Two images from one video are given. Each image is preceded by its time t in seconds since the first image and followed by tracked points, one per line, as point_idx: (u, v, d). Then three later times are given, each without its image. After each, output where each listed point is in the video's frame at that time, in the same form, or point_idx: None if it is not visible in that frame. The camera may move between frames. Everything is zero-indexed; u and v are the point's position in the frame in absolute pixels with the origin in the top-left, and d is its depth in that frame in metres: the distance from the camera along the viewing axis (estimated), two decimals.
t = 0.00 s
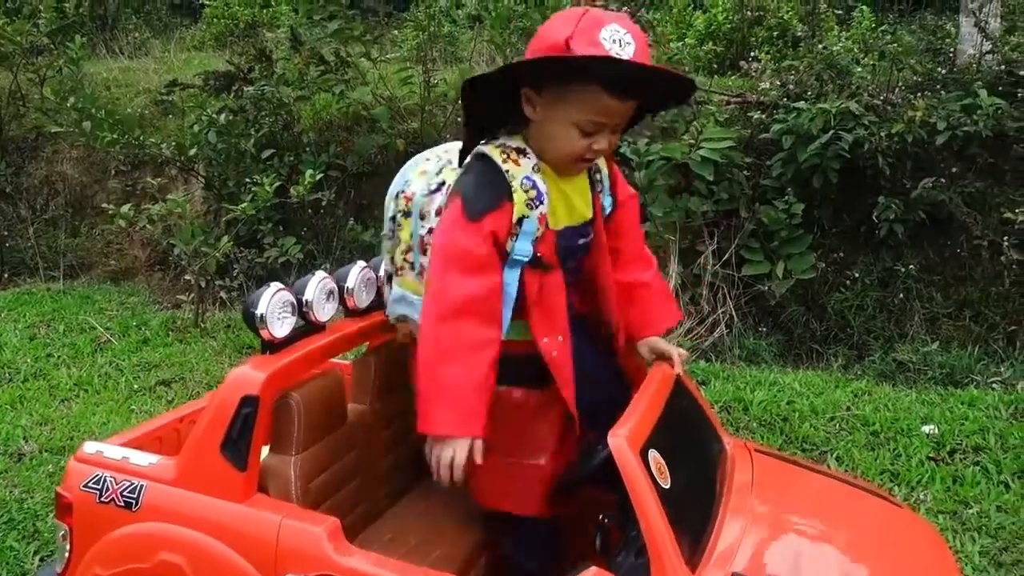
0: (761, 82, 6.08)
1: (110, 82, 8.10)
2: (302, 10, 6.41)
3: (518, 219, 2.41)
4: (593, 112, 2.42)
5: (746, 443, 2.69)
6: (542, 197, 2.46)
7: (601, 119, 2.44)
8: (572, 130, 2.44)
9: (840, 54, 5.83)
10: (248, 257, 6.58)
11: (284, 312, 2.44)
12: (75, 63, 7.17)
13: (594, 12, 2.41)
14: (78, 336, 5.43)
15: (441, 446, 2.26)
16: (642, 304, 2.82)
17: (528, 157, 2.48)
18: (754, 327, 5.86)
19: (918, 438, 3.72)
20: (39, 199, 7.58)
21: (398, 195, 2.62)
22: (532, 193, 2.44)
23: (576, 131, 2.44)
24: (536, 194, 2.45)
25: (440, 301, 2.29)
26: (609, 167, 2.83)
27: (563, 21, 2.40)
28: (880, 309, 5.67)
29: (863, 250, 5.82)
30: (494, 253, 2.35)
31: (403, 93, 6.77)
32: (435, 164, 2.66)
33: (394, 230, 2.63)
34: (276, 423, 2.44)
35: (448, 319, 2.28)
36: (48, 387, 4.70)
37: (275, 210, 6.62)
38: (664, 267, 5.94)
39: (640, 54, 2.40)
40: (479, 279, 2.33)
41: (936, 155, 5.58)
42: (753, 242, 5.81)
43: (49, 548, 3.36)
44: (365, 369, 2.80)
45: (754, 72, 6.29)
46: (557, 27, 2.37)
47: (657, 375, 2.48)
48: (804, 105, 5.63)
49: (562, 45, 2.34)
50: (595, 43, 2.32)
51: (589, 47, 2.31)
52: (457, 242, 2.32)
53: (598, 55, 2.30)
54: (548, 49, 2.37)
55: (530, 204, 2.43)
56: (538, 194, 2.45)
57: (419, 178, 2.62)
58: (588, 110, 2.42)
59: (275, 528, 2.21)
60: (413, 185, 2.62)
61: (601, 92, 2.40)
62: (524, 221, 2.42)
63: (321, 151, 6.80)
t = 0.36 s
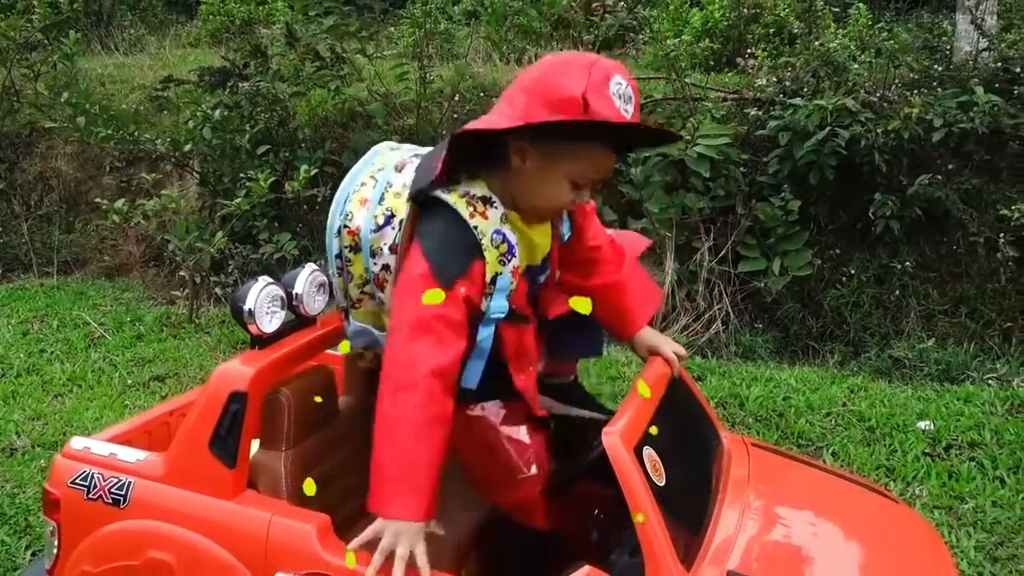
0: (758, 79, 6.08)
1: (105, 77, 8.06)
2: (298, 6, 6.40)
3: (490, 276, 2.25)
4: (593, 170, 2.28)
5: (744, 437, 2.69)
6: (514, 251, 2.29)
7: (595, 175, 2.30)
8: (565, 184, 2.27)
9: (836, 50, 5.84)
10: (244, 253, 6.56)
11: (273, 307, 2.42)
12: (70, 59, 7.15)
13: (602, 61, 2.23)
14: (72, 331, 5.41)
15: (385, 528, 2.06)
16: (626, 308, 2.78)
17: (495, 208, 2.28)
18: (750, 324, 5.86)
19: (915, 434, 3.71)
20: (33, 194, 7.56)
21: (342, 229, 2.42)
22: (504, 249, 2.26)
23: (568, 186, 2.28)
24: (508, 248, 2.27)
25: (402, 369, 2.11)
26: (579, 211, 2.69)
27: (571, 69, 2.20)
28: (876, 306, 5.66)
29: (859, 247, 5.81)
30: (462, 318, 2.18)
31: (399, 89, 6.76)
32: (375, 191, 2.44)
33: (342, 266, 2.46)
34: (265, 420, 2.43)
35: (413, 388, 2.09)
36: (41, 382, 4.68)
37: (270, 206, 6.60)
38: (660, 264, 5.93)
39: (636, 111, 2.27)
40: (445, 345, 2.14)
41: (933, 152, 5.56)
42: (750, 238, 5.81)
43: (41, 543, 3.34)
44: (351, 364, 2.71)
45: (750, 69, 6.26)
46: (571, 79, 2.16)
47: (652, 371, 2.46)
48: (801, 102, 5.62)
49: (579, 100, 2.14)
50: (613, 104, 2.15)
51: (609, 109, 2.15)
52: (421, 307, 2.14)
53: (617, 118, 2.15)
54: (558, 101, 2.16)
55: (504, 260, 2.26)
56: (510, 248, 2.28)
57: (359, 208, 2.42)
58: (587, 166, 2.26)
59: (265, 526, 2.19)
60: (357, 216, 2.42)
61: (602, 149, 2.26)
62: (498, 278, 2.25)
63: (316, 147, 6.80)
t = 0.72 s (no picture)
0: (758, 58, 6.07)
1: (101, 58, 8.00)
2: None
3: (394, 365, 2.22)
4: (527, 300, 2.18)
5: (743, 414, 2.70)
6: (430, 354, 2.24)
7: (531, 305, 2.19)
8: (505, 315, 2.20)
9: (836, 29, 5.76)
10: (242, 234, 6.55)
11: (267, 291, 2.44)
12: (66, 39, 7.12)
13: (517, 194, 2.10)
14: (71, 311, 5.42)
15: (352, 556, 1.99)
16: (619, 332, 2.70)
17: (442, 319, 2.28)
18: (749, 304, 5.87)
19: (912, 411, 3.72)
20: (30, 176, 7.53)
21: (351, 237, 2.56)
22: (421, 347, 2.24)
23: (508, 315, 2.21)
24: (427, 350, 2.24)
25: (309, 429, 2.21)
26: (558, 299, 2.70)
27: (487, 208, 2.10)
28: (875, 286, 5.67)
29: (858, 227, 5.80)
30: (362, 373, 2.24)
31: (397, 70, 6.77)
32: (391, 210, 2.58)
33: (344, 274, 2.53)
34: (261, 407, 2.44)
35: (316, 437, 2.17)
36: (41, 362, 4.69)
37: (268, 186, 6.59)
38: (659, 245, 5.92)
39: (568, 239, 2.13)
40: (344, 397, 2.22)
41: (932, 132, 5.56)
42: (749, 219, 5.81)
43: (43, 521, 3.36)
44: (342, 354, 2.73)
45: (749, 49, 6.23)
46: (487, 222, 2.08)
47: (646, 351, 2.46)
48: (801, 82, 5.59)
49: (493, 246, 2.06)
50: (532, 245, 2.05)
51: (524, 250, 2.05)
52: (337, 370, 2.28)
53: (534, 259, 2.05)
54: (475, 246, 2.10)
55: (414, 358, 2.23)
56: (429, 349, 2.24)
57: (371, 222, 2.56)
58: (521, 298, 2.17)
59: (262, 508, 2.20)
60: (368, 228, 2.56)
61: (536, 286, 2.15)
62: (401, 368, 2.21)
63: (314, 128, 6.79)
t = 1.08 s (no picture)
0: (760, 43, 6.08)
1: (101, 43, 7.98)
2: None
3: (428, 346, 2.26)
4: (544, 250, 2.24)
5: (737, 393, 2.73)
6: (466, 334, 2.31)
7: (554, 256, 2.26)
8: (526, 270, 2.28)
9: (839, 13, 5.69)
10: (244, 220, 6.57)
11: (261, 276, 2.43)
12: (66, 23, 7.10)
13: (520, 152, 2.24)
14: (74, 297, 5.43)
15: (347, 532, 2.09)
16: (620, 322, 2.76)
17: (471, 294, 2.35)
18: (750, 289, 5.88)
19: (913, 395, 3.74)
20: (31, 161, 7.53)
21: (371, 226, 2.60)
22: (456, 326, 2.30)
23: (528, 271, 2.28)
24: (460, 329, 2.30)
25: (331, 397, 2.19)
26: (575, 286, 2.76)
27: (492, 169, 2.25)
28: (876, 271, 5.68)
29: (859, 212, 5.81)
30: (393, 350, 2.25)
31: (397, 55, 6.74)
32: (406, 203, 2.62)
33: (362, 264, 2.56)
34: (258, 388, 2.46)
35: (338, 409, 2.17)
36: (45, 347, 4.70)
37: (270, 171, 6.60)
38: (660, 229, 5.93)
39: (578, 188, 2.23)
40: (372, 371, 2.22)
41: (934, 117, 5.56)
42: (750, 204, 5.81)
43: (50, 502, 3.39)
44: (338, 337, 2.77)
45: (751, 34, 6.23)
46: (489, 180, 2.22)
47: (640, 331, 2.48)
48: (802, 66, 5.58)
49: (498, 200, 2.18)
50: (534, 193, 2.16)
51: (529, 199, 2.16)
52: (366, 343, 2.27)
53: (539, 207, 2.15)
54: (482, 205, 2.22)
55: (448, 337, 2.28)
56: (462, 330, 2.31)
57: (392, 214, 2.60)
58: (539, 249, 2.24)
59: (261, 491, 2.23)
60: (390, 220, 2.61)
61: (550, 233, 2.22)
62: (435, 349, 2.26)
63: (315, 113, 6.79)
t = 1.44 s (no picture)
0: (759, 27, 6.10)
1: (99, 29, 7.97)
2: None
3: (404, 293, 2.33)
4: (530, 210, 2.36)
5: (745, 374, 2.76)
6: (440, 285, 2.38)
7: (536, 217, 2.38)
8: (508, 230, 2.38)
9: None
10: (243, 206, 6.61)
11: (275, 257, 2.46)
12: (65, 9, 7.10)
13: (506, 121, 2.38)
14: (76, 281, 5.45)
15: (364, 510, 2.11)
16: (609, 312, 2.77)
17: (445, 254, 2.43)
18: (749, 273, 5.90)
19: (909, 376, 3.77)
20: (31, 147, 7.53)
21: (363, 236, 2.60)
22: (430, 277, 2.38)
23: (511, 231, 2.38)
24: (434, 280, 2.38)
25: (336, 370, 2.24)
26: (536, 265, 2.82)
27: (480, 135, 2.36)
28: (874, 255, 5.70)
29: (857, 196, 5.81)
30: (387, 331, 2.27)
31: (396, 40, 6.75)
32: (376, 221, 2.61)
33: (363, 274, 2.58)
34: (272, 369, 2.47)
35: (346, 390, 2.20)
36: (47, 331, 4.73)
37: (269, 156, 6.61)
38: (659, 214, 5.95)
39: (558, 155, 2.36)
40: (372, 346, 2.25)
41: (933, 101, 5.56)
42: (749, 188, 5.83)
43: (56, 483, 3.42)
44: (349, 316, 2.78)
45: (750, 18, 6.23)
46: (479, 142, 2.32)
47: (651, 312, 2.51)
48: (801, 50, 5.59)
49: (487, 159, 2.28)
50: (521, 153, 2.28)
51: (518, 159, 2.27)
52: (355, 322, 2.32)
53: (526, 164, 2.27)
54: (470, 164, 2.32)
55: (423, 285, 2.36)
56: (437, 281, 2.38)
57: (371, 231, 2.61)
58: (520, 207, 2.35)
59: (277, 471, 2.26)
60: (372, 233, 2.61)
61: (533, 193, 2.34)
62: (410, 296, 2.33)
63: (314, 98, 6.79)
